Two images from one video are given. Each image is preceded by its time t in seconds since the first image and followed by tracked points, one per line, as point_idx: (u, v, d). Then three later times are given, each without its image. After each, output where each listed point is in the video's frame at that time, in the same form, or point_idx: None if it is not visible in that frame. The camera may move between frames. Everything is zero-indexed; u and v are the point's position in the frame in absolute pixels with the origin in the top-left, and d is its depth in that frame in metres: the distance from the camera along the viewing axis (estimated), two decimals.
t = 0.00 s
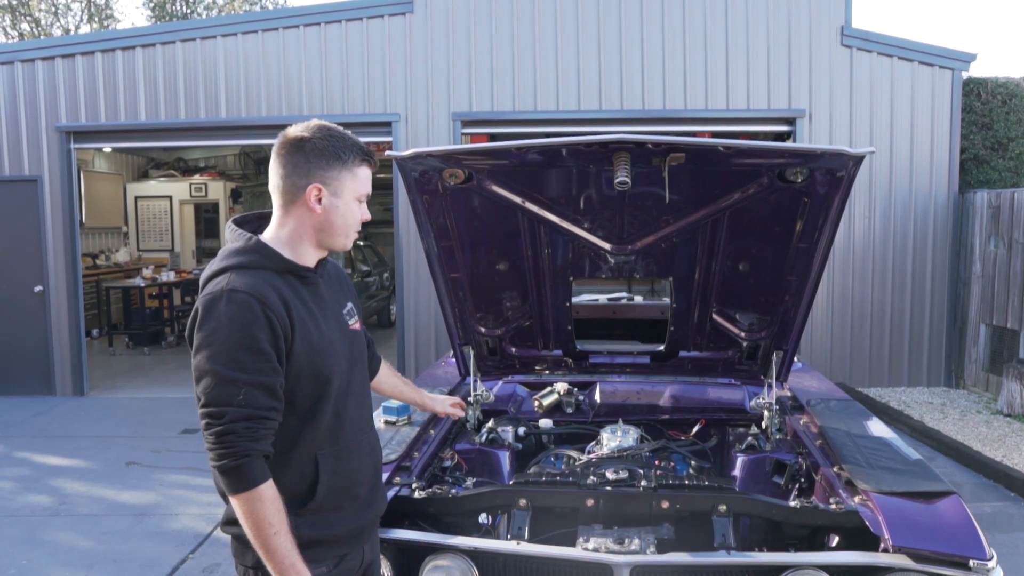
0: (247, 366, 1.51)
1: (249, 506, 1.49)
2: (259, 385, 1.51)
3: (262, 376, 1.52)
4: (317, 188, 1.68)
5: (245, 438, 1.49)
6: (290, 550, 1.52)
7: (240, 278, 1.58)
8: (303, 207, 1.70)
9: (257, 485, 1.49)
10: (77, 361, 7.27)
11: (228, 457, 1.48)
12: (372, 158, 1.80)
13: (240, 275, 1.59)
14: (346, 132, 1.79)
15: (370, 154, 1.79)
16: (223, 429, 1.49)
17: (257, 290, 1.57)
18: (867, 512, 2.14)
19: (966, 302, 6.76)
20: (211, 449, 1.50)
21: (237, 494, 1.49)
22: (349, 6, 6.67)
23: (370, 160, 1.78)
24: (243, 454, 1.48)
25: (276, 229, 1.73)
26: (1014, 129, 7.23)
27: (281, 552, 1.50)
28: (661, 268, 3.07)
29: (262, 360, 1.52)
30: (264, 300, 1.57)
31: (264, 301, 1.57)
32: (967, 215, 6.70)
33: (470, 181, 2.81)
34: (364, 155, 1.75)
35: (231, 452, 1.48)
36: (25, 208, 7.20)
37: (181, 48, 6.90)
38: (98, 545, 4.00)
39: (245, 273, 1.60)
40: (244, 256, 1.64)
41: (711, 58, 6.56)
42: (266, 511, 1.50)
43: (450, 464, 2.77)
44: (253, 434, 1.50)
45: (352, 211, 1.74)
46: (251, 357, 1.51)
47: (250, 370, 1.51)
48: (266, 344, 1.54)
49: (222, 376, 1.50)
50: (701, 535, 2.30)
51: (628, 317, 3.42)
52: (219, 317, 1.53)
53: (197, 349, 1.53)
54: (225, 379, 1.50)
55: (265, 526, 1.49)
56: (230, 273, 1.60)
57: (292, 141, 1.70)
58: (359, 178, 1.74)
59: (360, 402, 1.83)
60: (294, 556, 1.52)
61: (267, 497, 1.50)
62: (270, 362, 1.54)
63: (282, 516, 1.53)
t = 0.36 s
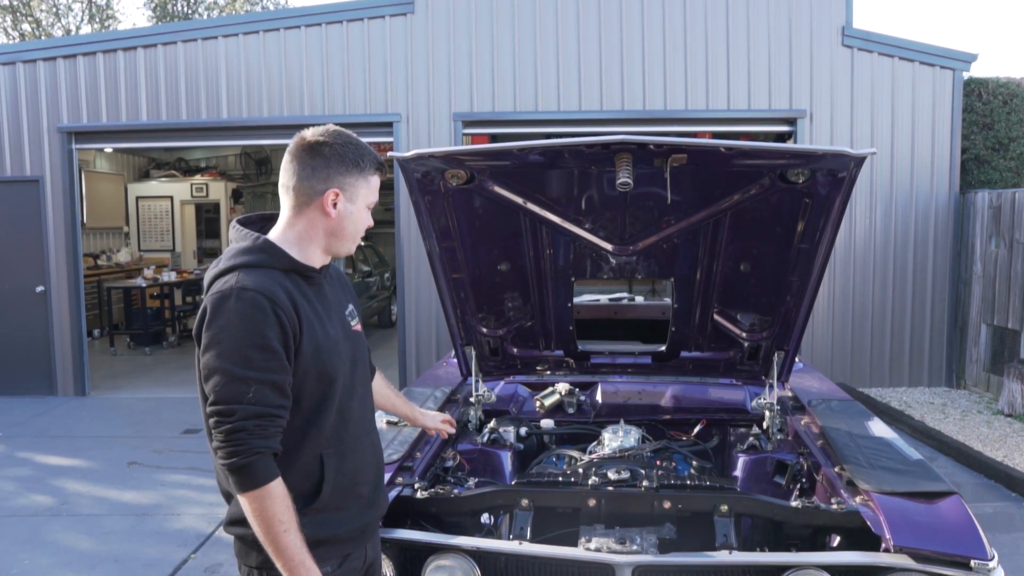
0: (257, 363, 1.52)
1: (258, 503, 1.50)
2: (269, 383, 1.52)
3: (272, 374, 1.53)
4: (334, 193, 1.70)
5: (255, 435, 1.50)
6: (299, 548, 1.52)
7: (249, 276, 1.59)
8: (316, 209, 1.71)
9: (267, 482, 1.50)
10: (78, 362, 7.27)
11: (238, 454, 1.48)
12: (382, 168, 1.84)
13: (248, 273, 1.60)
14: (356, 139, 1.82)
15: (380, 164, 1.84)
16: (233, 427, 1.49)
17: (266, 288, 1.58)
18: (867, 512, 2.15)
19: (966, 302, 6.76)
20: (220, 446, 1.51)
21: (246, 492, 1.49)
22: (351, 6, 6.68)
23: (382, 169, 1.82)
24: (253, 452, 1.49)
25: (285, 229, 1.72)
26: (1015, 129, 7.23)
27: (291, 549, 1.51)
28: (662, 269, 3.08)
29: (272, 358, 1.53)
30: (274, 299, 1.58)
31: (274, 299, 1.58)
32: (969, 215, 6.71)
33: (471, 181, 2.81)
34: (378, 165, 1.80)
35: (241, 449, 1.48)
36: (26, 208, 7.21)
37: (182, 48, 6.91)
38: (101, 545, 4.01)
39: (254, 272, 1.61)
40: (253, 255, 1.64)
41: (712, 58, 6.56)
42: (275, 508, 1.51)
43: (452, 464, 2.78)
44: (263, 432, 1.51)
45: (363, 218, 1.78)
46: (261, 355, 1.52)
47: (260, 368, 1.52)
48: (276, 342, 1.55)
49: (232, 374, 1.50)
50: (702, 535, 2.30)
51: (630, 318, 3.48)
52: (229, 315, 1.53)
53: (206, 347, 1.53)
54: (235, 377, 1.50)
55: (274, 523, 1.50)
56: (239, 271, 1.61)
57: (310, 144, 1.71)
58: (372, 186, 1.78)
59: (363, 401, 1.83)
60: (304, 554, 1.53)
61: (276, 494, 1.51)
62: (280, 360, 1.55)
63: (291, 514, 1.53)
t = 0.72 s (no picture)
0: (261, 360, 1.52)
1: (262, 500, 1.50)
2: (271, 379, 1.53)
3: (274, 370, 1.53)
4: (330, 191, 1.70)
5: (258, 431, 1.50)
6: (303, 543, 1.53)
7: (252, 274, 1.59)
8: (313, 208, 1.72)
9: (270, 478, 1.50)
10: (79, 362, 7.28)
11: (241, 450, 1.49)
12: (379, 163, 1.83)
13: (252, 271, 1.60)
14: (351, 135, 1.81)
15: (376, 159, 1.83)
16: (236, 423, 1.49)
17: (270, 286, 1.58)
18: (868, 511, 2.16)
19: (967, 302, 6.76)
20: (223, 443, 1.51)
21: (249, 488, 1.49)
22: (351, 6, 6.68)
23: (377, 164, 1.81)
24: (257, 448, 1.49)
25: (285, 228, 1.73)
26: (1016, 129, 7.23)
27: (295, 545, 1.52)
28: (663, 269, 3.08)
29: (275, 355, 1.54)
30: (277, 297, 1.58)
31: (277, 296, 1.58)
32: (969, 215, 6.71)
33: (472, 182, 2.81)
34: (373, 161, 1.79)
35: (244, 446, 1.48)
36: (27, 208, 7.22)
37: (183, 48, 6.91)
38: (102, 544, 4.02)
39: (258, 270, 1.61)
40: (254, 253, 1.64)
41: (713, 58, 6.56)
42: (279, 504, 1.51)
43: (454, 463, 2.78)
44: (266, 428, 1.51)
45: (361, 214, 1.77)
46: (265, 352, 1.53)
47: (263, 365, 1.52)
48: (279, 339, 1.55)
49: (235, 371, 1.50)
50: (704, 536, 2.29)
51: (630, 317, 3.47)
52: (232, 312, 1.54)
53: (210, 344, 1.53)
54: (238, 373, 1.50)
55: (278, 519, 1.51)
56: (242, 269, 1.61)
57: (304, 143, 1.71)
58: (368, 181, 1.77)
59: (365, 400, 1.83)
60: (309, 549, 1.54)
61: (280, 490, 1.52)
62: (283, 357, 1.55)
63: (294, 510, 1.54)
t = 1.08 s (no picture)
0: (250, 357, 1.52)
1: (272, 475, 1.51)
2: (260, 374, 1.52)
3: (264, 367, 1.53)
4: (323, 190, 1.70)
5: (243, 425, 1.49)
6: (335, 459, 1.54)
7: (248, 274, 1.60)
8: (307, 207, 1.72)
9: (268, 458, 1.49)
10: (80, 362, 7.29)
11: (228, 446, 1.49)
12: (375, 161, 1.81)
13: (248, 271, 1.61)
14: (349, 134, 1.80)
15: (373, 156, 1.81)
16: (223, 419, 1.49)
17: (263, 285, 1.59)
18: (868, 510, 2.16)
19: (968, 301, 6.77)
20: (212, 439, 1.51)
21: (254, 472, 1.49)
22: (352, 6, 6.68)
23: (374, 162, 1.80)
24: (242, 442, 1.48)
25: (282, 228, 1.74)
26: (1016, 128, 7.23)
27: (333, 468, 1.54)
28: (664, 268, 3.09)
29: (265, 352, 1.54)
30: (270, 295, 1.58)
31: (270, 295, 1.59)
32: (970, 215, 6.71)
33: (473, 181, 2.81)
34: (368, 158, 1.78)
35: (231, 441, 1.48)
36: (28, 208, 7.23)
37: (184, 48, 6.92)
38: (103, 543, 4.03)
39: (254, 269, 1.62)
40: (251, 253, 1.65)
41: (713, 58, 6.56)
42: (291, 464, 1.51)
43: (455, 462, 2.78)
44: (252, 421, 1.50)
45: (356, 212, 1.76)
46: (254, 349, 1.53)
47: (252, 362, 1.52)
48: (270, 336, 1.55)
49: (225, 368, 1.51)
50: (704, 533, 2.29)
51: (630, 316, 3.47)
52: (225, 311, 1.55)
53: (204, 343, 1.55)
54: (227, 370, 1.51)
55: (300, 466, 1.52)
56: (238, 269, 1.62)
57: (298, 143, 1.71)
58: (363, 180, 1.76)
59: (365, 396, 1.83)
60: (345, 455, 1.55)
61: (283, 454, 1.51)
62: (273, 355, 1.55)
63: (307, 450, 1.54)
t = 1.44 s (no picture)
0: (259, 356, 1.53)
1: (271, 490, 1.49)
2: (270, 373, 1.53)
3: (273, 365, 1.54)
4: (337, 192, 1.72)
5: (255, 425, 1.50)
6: (325, 513, 1.51)
7: (252, 271, 1.60)
8: (317, 208, 1.73)
9: (274, 466, 1.49)
10: (81, 362, 7.30)
11: (240, 445, 1.49)
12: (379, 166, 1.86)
13: (252, 268, 1.61)
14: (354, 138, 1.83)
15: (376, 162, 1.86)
16: (233, 416, 1.50)
17: (270, 282, 1.59)
18: (867, 509, 2.16)
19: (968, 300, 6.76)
20: (221, 438, 1.51)
21: (255, 480, 1.49)
22: (352, 6, 6.68)
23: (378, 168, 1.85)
24: (254, 441, 1.49)
25: (288, 226, 1.73)
26: (1017, 128, 7.23)
27: (319, 520, 1.50)
28: (663, 267, 3.09)
29: (274, 350, 1.54)
30: (277, 293, 1.59)
31: (276, 292, 1.59)
32: (970, 215, 6.71)
33: (472, 180, 2.82)
34: (375, 164, 1.82)
35: (242, 439, 1.48)
36: (28, 208, 7.23)
37: (184, 48, 6.92)
38: (103, 542, 4.03)
39: (258, 266, 1.62)
40: (255, 250, 1.65)
41: (713, 58, 6.57)
42: (290, 489, 1.50)
43: (454, 461, 2.78)
44: (263, 421, 1.51)
45: (363, 214, 1.80)
46: (263, 347, 1.53)
47: (261, 360, 1.53)
48: (278, 334, 1.56)
49: (234, 366, 1.51)
50: (703, 533, 2.28)
51: (630, 316, 3.49)
52: (231, 308, 1.54)
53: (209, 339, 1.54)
54: (237, 367, 1.51)
55: (293, 500, 1.50)
56: (242, 265, 1.61)
57: (312, 143, 1.71)
58: (371, 185, 1.80)
59: (363, 395, 1.85)
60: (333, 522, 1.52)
61: (285, 475, 1.50)
62: (281, 352, 1.56)
63: (306, 487, 1.52)
